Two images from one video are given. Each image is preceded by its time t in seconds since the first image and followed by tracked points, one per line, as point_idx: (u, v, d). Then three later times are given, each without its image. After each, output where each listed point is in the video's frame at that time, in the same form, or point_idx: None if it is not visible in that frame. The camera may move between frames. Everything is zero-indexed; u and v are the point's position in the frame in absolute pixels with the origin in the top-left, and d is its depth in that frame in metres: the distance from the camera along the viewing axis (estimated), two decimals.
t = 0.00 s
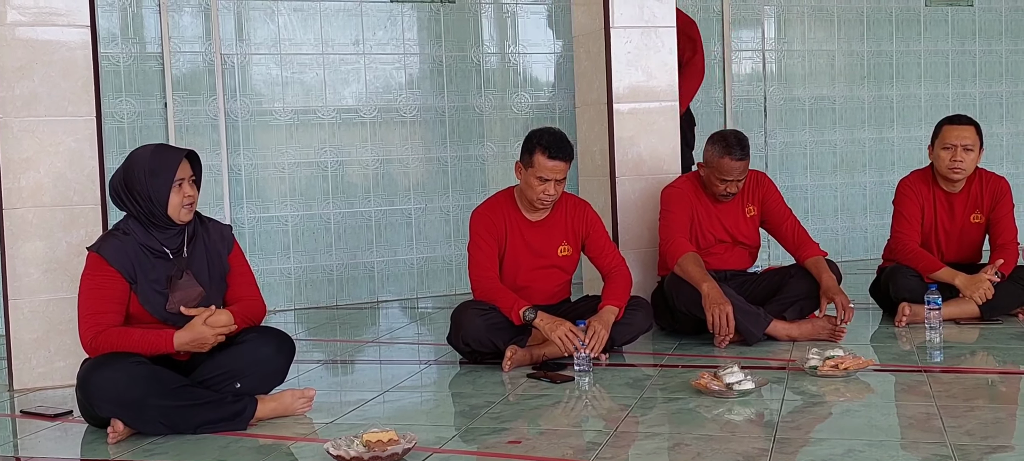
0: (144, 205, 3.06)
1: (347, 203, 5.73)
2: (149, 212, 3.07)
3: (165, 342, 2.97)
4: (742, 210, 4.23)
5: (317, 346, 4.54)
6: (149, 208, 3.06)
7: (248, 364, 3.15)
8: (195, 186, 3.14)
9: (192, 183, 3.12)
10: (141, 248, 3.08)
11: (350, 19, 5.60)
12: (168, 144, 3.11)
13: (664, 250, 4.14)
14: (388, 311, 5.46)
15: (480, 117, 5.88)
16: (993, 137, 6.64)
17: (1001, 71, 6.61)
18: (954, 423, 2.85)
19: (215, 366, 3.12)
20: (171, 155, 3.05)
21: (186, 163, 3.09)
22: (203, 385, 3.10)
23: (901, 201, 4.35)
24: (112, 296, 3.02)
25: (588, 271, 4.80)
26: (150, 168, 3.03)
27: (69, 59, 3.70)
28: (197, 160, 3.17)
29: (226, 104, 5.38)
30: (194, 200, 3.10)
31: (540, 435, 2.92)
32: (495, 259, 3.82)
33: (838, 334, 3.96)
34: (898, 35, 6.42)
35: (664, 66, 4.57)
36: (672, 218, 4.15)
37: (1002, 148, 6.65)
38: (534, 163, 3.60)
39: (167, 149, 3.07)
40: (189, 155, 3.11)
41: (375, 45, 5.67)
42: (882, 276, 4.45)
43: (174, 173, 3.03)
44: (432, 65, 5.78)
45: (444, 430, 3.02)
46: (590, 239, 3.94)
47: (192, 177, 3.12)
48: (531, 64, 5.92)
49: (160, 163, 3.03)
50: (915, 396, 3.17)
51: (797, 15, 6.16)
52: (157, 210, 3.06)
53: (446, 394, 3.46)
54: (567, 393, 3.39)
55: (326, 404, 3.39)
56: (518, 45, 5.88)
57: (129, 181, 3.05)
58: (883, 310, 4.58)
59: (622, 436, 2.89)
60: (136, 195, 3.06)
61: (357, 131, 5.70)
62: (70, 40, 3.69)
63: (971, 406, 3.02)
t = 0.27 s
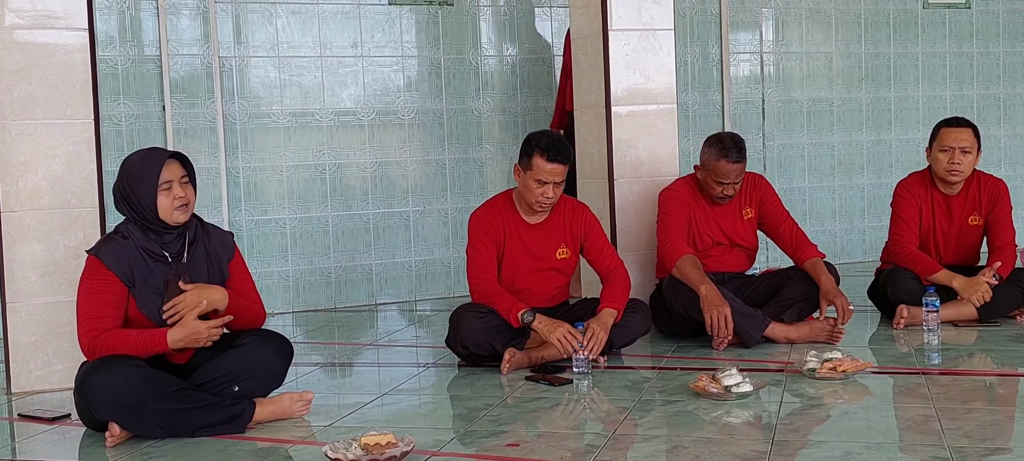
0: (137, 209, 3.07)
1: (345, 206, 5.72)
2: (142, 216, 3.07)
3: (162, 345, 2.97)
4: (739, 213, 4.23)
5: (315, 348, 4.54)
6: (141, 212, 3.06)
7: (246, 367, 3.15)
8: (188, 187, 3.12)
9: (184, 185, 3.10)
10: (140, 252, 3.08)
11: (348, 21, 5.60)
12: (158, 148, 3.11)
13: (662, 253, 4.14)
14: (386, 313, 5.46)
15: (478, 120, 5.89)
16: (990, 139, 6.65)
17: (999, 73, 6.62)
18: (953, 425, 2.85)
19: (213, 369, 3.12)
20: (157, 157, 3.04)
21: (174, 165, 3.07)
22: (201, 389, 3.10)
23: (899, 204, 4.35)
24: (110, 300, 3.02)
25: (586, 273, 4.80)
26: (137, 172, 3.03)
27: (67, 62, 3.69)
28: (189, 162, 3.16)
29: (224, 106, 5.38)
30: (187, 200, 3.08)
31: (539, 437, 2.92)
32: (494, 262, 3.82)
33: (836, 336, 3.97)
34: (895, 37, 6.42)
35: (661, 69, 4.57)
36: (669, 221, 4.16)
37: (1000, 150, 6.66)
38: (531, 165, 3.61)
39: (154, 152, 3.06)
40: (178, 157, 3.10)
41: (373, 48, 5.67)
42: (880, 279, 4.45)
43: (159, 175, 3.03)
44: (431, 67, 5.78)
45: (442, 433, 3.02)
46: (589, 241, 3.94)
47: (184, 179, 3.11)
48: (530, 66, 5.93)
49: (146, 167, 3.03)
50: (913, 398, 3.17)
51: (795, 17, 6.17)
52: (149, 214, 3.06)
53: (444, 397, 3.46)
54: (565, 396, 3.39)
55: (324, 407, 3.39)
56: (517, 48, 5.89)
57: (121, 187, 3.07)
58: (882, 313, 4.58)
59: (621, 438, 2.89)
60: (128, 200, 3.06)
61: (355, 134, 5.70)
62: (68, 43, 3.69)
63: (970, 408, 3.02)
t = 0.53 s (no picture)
0: (137, 213, 3.07)
1: (344, 208, 5.72)
2: (141, 220, 3.07)
3: (160, 347, 2.97)
4: (737, 214, 4.23)
5: (314, 350, 4.53)
6: (141, 216, 3.06)
7: (244, 369, 3.14)
8: (189, 191, 3.11)
9: (184, 190, 3.09)
10: (138, 254, 3.08)
11: (346, 23, 5.61)
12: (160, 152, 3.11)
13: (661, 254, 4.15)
14: (385, 315, 5.45)
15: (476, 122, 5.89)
16: (988, 140, 6.65)
17: (997, 74, 6.62)
18: (951, 426, 2.85)
19: (212, 371, 3.11)
20: (157, 162, 3.03)
21: (175, 170, 3.07)
22: (199, 391, 3.09)
23: (897, 205, 4.35)
24: (108, 303, 3.02)
25: (584, 275, 4.80)
26: (137, 176, 3.03)
27: (65, 64, 3.69)
28: (191, 167, 3.15)
29: (222, 108, 5.38)
30: (186, 206, 3.07)
31: (537, 439, 2.92)
32: (493, 264, 3.82)
33: (835, 337, 3.97)
34: (894, 38, 6.43)
35: (660, 70, 4.57)
36: (668, 222, 4.16)
37: (998, 151, 6.66)
38: (529, 167, 3.61)
39: (155, 157, 3.06)
40: (179, 162, 3.09)
41: (371, 50, 5.67)
42: (878, 279, 4.45)
43: (159, 180, 3.02)
44: (429, 69, 5.78)
45: (441, 434, 3.02)
46: (587, 243, 3.94)
47: (184, 183, 3.10)
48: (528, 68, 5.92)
49: (146, 171, 3.03)
50: (912, 399, 3.17)
51: (793, 19, 6.18)
52: (149, 218, 3.06)
53: (443, 399, 3.46)
54: (564, 397, 3.39)
55: (323, 408, 3.39)
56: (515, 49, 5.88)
57: (122, 190, 3.07)
58: (880, 313, 4.58)
59: (619, 439, 2.88)
60: (128, 204, 3.06)
61: (354, 136, 5.70)
62: (66, 45, 3.69)
63: (968, 409, 3.02)
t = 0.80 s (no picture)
0: (135, 214, 3.06)
1: (340, 209, 5.72)
2: (140, 221, 3.06)
3: (157, 348, 2.97)
4: (734, 214, 4.23)
5: (311, 351, 4.53)
6: (140, 217, 3.05)
7: (241, 370, 3.14)
8: (188, 194, 3.11)
9: (184, 193, 3.09)
10: (135, 255, 3.08)
11: (343, 24, 5.60)
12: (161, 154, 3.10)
13: (658, 255, 4.15)
14: (382, 316, 5.45)
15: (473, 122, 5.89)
16: (985, 140, 6.66)
17: (993, 74, 6.63)
18: (948, 426, 2.85)
19: (208, 372, 3.11)
20: (159, 165, 3.03)
21: (176, 173, 3.06)
22: (196, 392, 3.09)
23: (894, 205, 4.35)
24: (104, 304, 3.02)
25: (582, 275, 4.80)
26: (137, 178, 3.02)
27: (61, 65, 3.69)
28: (192, 170, 3.14)
29: (219, 109, 5.37)
30: (186, 209, 3.07)
31: (534, 439, 2.92)
32: (490, 264, 3.82)
33: (832, 337, 3.97)
34: (890, 39, 6.43)
35: (656, 71, 4.58)
36: (665, 223, 4.16)
37: (994, 151, 6.67)
38: (526, 167, 3.61)
39: (156, 159, 3.05)
40: (180, 165, 3.08)
41: (368, 50, 5.67)
42: (874, 279, 4.45)
43: (160, 183, 3.01)
44: (426, 70, 5.78)
45: (437, 435, 3.01)
46: (584, 243, 3.94)
47: (184, 186, 3.09)
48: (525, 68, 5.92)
49: (147, 174, 3.02)
50: (909, 399, 3.17)
51: (789, 19, 6.19)
52: (147, 219, 3.05)
53: (440, 400, 3.46)
54: (561, 398, 3.39)
55: (320, 409, 3.39)
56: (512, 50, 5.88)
57: (121, 191, 3.06)
58: (877, 314, 4.58)
59: (616, 440, 2.88)
60: (127, 205, 3.06)
61: (350, 137, 5.69)
62: (62, 46, 3.69)
63: (965, 408, 3.03)
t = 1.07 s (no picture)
0: (130, 216, 3.05)
1: (336, 210, 5.72)
2: (134, 223, 3.05)
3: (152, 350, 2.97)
4: (730, 214, 4.23)
5: (307, 352, 4.52)
6: (135, 220, 3.04)
7: (237, 372, 3.14)
8: (186, 201, 3.10)
9: (182, 200, 3.08)
10: (130, 257, 3.07)
11: (339, 25, 5.60)
12: (161, 159, 3.09)
13: (654, 255, 4.15)
14: (377, 317, 5.44)
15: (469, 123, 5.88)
16: (980, 141, 6.67)
17: (988, 75, 6.64)
18: (943, 426, 2.85)
19: (203, 374, 3.10)
20: (161, 171, 3.02)
21: (176, 180, 3.05)
22: (191, 393, 3.08)
23: (889, 205, 4.36)
24: (100, 306, 3.01)
25: (578, 276, 4.80)
26: (137, 182, 3.01)
27: (55, 66, 3.68)
28: (192, 178, 3.13)
29: (214, 110, 5.37)
30: (182, 217, 3.07)
31: (530, 440, 2.91)
32: (486, 265, 3.81)
33: (827, 337, 3.98)
34: (885, 39, 6.44)
35: (652, 72, 4.58)
36: (661, 223, 4.16)
37: (989, 152, 6.68)
38: (522, 167, 3.60)
39: (157, 164, 3.04)
40: (181, 173, 3.08)
41: (363, 51, 5.67)
42: (870, 280, 4.45)
43: (161, 189, 3.01)
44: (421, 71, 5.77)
45: (433, 436, 3.01)
46: (580, 244, 3.94)
47: (183, 194, 3.09)
48: (521, 69, 5.92)
49: (147, 179, 3.01)
50: (904, 399, 3.17)
51: (785, 20, 6.18)
52: (143, 223, 3.04)
53: (435, 401, 3.45)
54: (557, 399, 3.39)
55: (315, 411, 3.38)
56: (507, 51, 5.88)
57: (118, 193, 3.04)
58: (872, 314, 4.59)
59: (612, 440, 2.88)
60: (124, 206, 3.04)
61: (346, 138, 5.69)
62: (57, 46, 3.68)
63: (960, 408, 3.03)
